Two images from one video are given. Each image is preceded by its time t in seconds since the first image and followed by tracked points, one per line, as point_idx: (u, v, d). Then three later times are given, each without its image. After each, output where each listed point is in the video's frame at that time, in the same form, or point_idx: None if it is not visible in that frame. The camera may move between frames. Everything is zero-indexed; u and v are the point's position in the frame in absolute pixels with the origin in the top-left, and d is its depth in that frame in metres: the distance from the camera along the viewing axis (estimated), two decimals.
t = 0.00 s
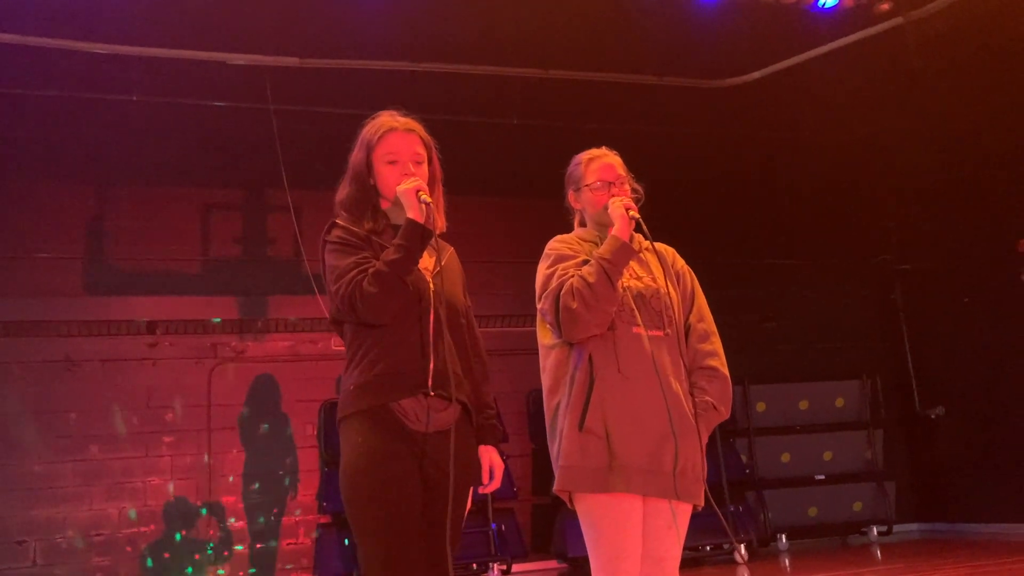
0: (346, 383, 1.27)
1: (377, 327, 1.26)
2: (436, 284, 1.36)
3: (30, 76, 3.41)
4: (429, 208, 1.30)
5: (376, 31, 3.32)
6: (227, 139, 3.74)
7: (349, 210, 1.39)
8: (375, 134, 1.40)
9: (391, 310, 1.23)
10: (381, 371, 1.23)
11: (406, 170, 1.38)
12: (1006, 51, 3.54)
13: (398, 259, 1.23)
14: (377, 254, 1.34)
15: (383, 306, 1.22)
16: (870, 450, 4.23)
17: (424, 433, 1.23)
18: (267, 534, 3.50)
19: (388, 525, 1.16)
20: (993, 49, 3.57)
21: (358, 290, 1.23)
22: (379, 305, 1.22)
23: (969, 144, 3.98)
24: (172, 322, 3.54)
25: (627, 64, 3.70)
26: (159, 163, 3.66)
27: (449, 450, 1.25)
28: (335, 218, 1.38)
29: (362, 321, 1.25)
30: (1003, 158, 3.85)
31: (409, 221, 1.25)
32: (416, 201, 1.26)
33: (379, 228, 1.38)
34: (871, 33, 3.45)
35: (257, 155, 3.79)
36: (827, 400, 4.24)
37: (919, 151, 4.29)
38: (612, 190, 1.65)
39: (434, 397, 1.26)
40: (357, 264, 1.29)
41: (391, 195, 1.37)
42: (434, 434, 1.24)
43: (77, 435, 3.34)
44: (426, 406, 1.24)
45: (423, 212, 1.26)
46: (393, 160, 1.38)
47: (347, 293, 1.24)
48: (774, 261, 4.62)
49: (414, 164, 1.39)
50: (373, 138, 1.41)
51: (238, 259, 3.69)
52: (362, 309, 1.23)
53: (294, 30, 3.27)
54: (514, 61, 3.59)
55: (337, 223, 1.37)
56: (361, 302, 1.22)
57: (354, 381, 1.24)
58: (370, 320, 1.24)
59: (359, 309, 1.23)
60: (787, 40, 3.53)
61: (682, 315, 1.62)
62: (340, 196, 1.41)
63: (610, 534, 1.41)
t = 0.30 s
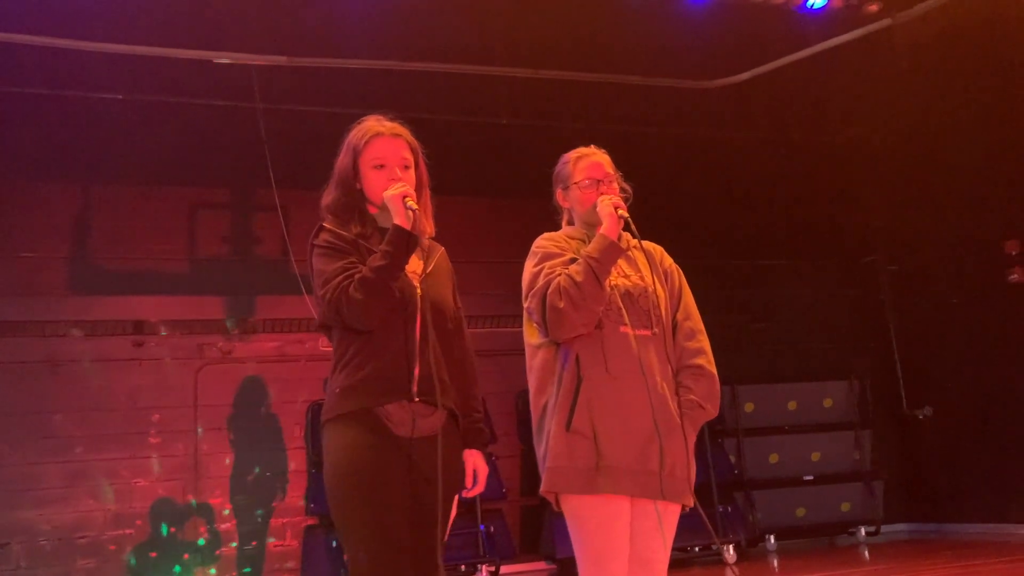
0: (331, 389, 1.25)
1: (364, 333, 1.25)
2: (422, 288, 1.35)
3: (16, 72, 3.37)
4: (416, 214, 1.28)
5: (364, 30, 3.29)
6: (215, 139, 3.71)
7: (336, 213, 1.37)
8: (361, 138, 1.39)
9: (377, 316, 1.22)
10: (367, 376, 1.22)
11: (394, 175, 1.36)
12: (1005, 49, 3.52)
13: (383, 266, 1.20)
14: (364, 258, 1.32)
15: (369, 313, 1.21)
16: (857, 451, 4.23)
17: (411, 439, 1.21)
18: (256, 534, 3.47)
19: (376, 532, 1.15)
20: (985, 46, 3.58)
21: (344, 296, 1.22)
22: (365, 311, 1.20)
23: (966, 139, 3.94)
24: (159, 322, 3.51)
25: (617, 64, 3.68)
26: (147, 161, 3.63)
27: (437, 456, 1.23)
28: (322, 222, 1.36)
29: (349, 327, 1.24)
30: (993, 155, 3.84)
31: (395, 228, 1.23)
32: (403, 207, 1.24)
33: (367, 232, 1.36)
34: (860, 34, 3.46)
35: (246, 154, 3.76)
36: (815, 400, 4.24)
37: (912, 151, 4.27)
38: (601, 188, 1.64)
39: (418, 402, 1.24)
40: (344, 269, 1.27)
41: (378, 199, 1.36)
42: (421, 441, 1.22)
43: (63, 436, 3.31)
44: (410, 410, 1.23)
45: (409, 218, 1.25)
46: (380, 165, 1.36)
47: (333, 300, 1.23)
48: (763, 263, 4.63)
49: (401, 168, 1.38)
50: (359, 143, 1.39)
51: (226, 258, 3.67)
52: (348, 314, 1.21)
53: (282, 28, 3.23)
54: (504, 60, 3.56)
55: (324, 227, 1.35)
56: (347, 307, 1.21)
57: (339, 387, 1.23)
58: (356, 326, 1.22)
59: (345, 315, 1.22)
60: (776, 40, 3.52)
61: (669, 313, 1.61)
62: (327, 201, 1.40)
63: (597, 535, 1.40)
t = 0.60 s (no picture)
0: (310, 390, 1.24)
1: (341, 333, 1.24)
2: (400, 285, 1.32)
3: None
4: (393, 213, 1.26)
5: (348, 31, 3.25)
6: (200, 139, 3.67)
7: (313, 212, 1.35)
8: (337, 139, 1.37)
9: (355, 316, 1.21)
10: (345, 376, 1.21)
11: (373, 175, 1.34)
12: (998, 52, 3.57)
13: (360, 266, 1.20)
14: (342, 257, 1.30)
15: (345, 312, 1.20)
16: (845, 452, 4.24)
17: (388, 440, 1.19)
18: (242, 539, 3.44)
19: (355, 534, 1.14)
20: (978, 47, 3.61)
21: (321, 296, 1.21)
22: (341, 311, 1.20)
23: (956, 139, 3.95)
24: (142, 324, 3.46)
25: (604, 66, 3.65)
26: (130, 163, 3.59)
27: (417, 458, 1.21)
28: (299, 220, 1.35)
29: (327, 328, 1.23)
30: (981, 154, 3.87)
31: (372, 228, 1.20)
32: (379, 207, 1.22)
33: (346, 231, 1.34)
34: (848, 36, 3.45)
35: (231, 155, 3.73)
36: (803, 402, 4.24)
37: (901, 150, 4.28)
38: (585, 185, 1.62)
39: (397, 403, 1.22)
40: (321, 269, 1.26)
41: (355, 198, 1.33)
42: (398, 442, 1.20)
43: (44, 440, 3.26)
44: (388, 411, 1.21)
45: (386, 218, 1.22)
46: (359, 164, 1.35)
47: (310, 299, 1.22)
48: (751, 265, 4.63)
49: (380, 168, 1.36)
50: (337, 143, 1.37)
51: (211, 260, 3.63)
52: (324, 315, 1.21)
53: (265, 29, 3.18)
54: (491, 61, 3.53)
55: (301, 226, 1.33)
56: (323, 308, 1.21)
57: (317, 388, 1.22)
58: (333, 327, 1.21)
59: (321, 315, 1.21)
60: (763, 43, 3.50)
61: (654, 311, 1.60)
62: (303, 200, 1.38)
63: (581, 538, 1.38)
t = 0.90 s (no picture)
0: (291, 394, 1.22)
1: (321, 334, 1.22)
2: (383, 284, 1.31)
3: None
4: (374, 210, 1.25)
5: (333, 36, 3.18)
6: (185, 142, 3.63)
7: (292, 213, 1.34)
8: (317, 135, 1.36)
9: (335, 315, 1.19)
10: (326, 379, 1.18)
11: (351, 173, 1.32)
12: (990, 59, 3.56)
13: (340, 263, 1.18)
14: (321, 257, 1.29)
15: (323, 312, 1.18)
16: (834, 454, 4.26)
17: (365, 441, 1.18)
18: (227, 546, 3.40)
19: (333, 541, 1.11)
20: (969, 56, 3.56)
21: (298, 295, 1.19)
22: (319, 310, 1.17)
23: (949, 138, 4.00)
24: (128, 328, 3.43)
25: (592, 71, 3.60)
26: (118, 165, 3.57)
27: (399, 461, 1.19)
28: (277, 221, 1.33)
29: (306, 328, 1.21)
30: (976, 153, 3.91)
31: (352, 224, 1.20)
32: (359, 202, 1.21)
33: (324, 230, 1.33)
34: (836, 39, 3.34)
35: (217, 158, 3.69)
36: (792, 405, 4.26)
37: (892, 151, 4.29)
38: (572, 186, 1.61)
39: (383, 405, 1.21)
40: (298, 268, 1.24)
41: (334, 194, 1.32)
42: (378, 444, 1.18)
43: (28, 446, 3.22)
44: (372, 413, 1.19)
45: (366, 213, 1.21)
46: (337, 162, 1.33)
47: (288, 299, 1.20)
48: (740, 268, 4.63)
49: (359, 166, 1.34)
50: (316, 141, 1.35)
51: (197, 264, 3.60)
52: (302, 315, 1.18)
53: (248, 33, 3.09)
54: (479, 65, 3.47)
55: (279, 226, 1.32)
56: (301, 307, 1.18)
57: (298, 393, 1.19)
58: (312, 327, 1.19)
59: (299, 315, 1.19)
60: (752, 47, 3.46)
61: (644, 315, 1.59)
62: (282, 199, 1.37)
63: (570, 544, 1.36)
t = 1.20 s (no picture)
0: (272, 398, 1.20)
1: (301, 338, 1.20)
2: (366, 286, 1.30)
3: None
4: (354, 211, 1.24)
5: (320, 39, 3.15)
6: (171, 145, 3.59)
7: (272, 213, 1.33)
8: (299, 134, 1.34)
9: (314, 318, 1.17)
10: (306, 384, 1.17)
11: (333, 173, 1.31)
12: (978, 65, 3.58)
13: (320, 266, 1.16)
14: (301, 260, 1.27)
15: (302, 316, 1.16)
16: (822, 459, 4.27)
17: (346, 443, 1.16)
18: (213, 552, 3.36)
19: (319, 550, 1.09)
20: (957, 61, 3.57)
21: (277, 299, 1.17)
22: (298, 314, 1.16)
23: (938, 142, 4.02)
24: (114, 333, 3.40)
25: (582, 75, 3.59)
26: (103, 169, 3.54)
27: (383, 464, 1.18)
28: (258, 222, 1.31)
29: (285, 332, 1.19)
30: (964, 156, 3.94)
31: (331, 226, 1.19)
32: (339, 204, 1.20)
33: (305, 231, 1.31)
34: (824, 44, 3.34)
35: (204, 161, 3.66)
36: (780, 409, 4.26)
37: (879, 157, 4.33)
38: (560, 187, 1.60)
39: (366, 408, 1.19)
40: (278, 271, 1.22)
41: (316, 193, 1.31)
42: (357, 448, 1.16)
43: (10, 452, 3.18)
44: (356, 418, 1.18)
45: (346, 215, 1.20)
46: (319, 162, 1.31)
47: (267, 302, 1.18)
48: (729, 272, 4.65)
49: (341, 165, 1.33)
50: (297, 140, 1.34)
51: (184, 268, 3.58)
52: (281, 319, 1.17)
53: (234, 37, 3.05)
54: (468, 68, 3.45)
55: (260, 228, 1.30)
56: (280, 310, 1.16)
57: (280, 397, 1.17)
58: (292, 331, 1.17)
59: (278, 319, 1.17)
60: (741, 51, 3.47)
61: (635, 317, 1.59)
62: (264, 200, 1.35)
63: (561, 549, 1.35)
